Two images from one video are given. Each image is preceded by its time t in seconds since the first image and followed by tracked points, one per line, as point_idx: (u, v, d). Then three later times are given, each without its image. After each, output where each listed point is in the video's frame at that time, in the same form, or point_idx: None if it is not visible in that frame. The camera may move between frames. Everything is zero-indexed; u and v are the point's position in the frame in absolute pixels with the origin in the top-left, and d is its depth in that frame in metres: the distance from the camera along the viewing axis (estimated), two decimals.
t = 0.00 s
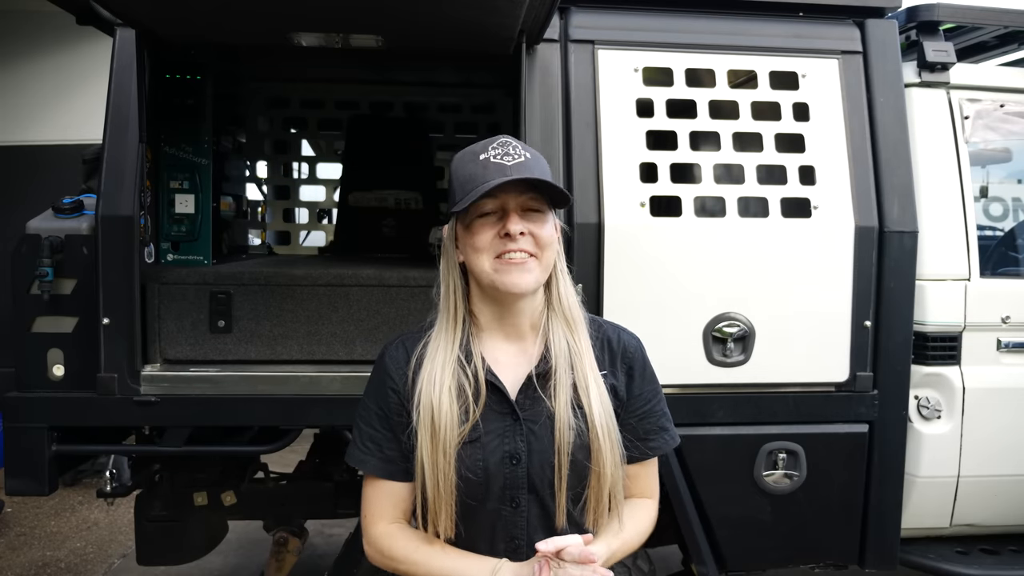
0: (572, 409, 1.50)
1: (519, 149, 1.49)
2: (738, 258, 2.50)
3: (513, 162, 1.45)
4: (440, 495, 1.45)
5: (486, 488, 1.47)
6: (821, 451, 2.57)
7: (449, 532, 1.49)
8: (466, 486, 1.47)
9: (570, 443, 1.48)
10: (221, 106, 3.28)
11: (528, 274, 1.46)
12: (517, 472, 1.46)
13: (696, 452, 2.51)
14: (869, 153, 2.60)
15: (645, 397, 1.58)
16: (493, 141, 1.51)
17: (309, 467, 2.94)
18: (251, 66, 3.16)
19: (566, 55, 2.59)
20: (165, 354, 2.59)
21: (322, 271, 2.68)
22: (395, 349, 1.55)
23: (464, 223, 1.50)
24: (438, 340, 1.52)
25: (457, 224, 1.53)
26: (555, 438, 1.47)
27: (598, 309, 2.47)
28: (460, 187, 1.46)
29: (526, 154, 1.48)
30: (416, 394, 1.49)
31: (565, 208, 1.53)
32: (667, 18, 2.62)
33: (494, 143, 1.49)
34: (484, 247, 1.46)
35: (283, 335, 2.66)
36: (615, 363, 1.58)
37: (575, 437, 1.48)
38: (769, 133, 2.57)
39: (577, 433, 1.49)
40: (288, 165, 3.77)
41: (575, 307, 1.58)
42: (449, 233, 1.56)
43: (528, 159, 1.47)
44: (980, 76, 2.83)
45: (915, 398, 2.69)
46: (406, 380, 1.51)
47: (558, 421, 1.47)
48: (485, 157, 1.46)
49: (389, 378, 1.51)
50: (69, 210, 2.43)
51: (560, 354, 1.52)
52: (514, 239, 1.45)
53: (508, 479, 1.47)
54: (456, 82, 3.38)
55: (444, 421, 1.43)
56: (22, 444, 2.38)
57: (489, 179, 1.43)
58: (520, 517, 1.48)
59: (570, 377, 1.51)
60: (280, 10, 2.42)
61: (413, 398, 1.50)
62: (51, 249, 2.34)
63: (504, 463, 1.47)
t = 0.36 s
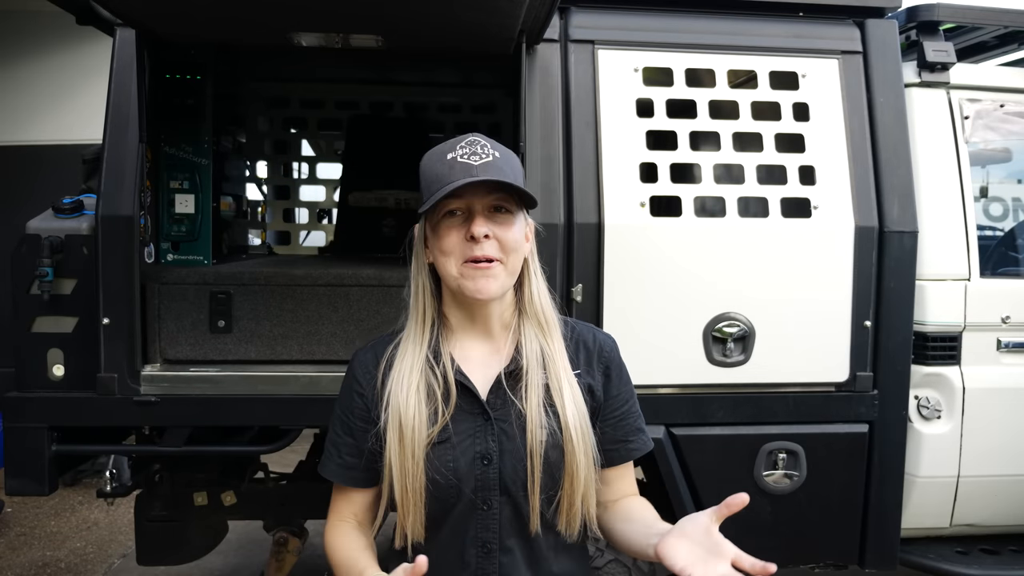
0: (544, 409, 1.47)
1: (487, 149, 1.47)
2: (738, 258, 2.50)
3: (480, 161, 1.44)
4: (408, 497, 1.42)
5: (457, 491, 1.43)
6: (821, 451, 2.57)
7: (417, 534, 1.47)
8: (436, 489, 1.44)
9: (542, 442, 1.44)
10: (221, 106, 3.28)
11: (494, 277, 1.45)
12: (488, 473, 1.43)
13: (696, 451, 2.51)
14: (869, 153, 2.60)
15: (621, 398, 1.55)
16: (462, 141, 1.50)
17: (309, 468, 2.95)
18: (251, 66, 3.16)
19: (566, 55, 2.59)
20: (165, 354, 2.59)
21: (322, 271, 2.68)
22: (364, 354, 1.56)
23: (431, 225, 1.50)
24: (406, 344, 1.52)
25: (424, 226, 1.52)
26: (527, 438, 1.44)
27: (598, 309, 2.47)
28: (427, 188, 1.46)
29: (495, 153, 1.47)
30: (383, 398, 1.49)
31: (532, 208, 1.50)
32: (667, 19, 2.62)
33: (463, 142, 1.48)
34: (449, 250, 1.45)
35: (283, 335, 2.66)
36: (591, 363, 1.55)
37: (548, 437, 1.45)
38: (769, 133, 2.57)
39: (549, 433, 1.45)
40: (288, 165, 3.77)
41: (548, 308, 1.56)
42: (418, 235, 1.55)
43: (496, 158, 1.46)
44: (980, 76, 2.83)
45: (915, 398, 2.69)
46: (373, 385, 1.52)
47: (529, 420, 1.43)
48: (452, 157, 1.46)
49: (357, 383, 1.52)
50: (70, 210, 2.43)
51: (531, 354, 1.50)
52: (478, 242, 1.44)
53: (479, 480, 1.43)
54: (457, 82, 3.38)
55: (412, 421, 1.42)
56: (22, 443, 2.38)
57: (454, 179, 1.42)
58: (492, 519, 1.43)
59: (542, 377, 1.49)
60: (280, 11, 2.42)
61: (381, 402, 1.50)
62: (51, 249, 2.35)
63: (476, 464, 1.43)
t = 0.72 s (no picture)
0: (527, 407, 1.47)
1: (475, 152, 1.48)
2: (738, 257, 2.50)
3: (470, 164, 1.44)
4: (390, 499, 1.43)
5: (440, 492, 1.43)
6: (821, 451, 2.57)
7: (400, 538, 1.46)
8: (419, 490, 1.44)
9: (524, 441, 1.44)
10: (220, 106, 3.28)
11: (485, 279, 1.46)
12: (470, 472, 1.43)
13: (696, 451, 2.51)
14: (869, 153, 2.60)
15: (611, 398, 1.54)
16: (449, 143, 1.49)
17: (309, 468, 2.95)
18: (251, 66, 3.16)
19: (566, 55, 2.58)
20: (165, 354, 2.59)
21: (322, 271, 2.68)
22: (353, 360, 1.57)
23: (419, 226, 1.48)
24: (390, 346, 1.52)
25: (411, 226, 1.51)
26: (508, 437, 1.43)
27: (598, 309, 2.47)
28: (414, 188, 1.45)
29: (483, 156, 1.47)
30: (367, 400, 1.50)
31: (522, 212, 1.52)
32: (667, 18, 2.62)
33: (450, 145, 1.48)
34: (440, 252, 1.45)
35: (282, 335, 2.66)
36: (578, 362, 1.54)
37: (530, 436, 1.44)
38: (769, 133, 2.57)
39: (532, 431, 1.45)
40: (288, 165, 3.77)
41: (531, 309, 1.56)
42: (400, 237, 1.53)
43: (484, 161, 1.46)
44: (980, 76, 2.83)
45: (915, 398, 2.69)
46: (359, 388, 1.53)
47: (510, 418, 1.43)
48: (441, 159, 1.45)
49: (344, 387, 1.54)
50: (70, 210, 2.43)
51: (514, 353, 1.50)
52: (470, 244, 1.44)
53: (461, 480, 1.43)
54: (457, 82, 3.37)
55: (392, 422, 1.43)
56: (23, 444, 2.38)
57: (445, 181, 1.42)
58: (475, 520, 1.43)
59: (525, 376, 1.49)
60: (281, 11, 2.42)
61: (365, 404, 1.51)
62: (51, 249, 2.34)
63: (457, 463, 1.43)
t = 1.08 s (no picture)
0: (523, 405, 1.47)
1: (470, 149, 1.47)
2: (738, 257, 2.50)
3: (464, 161, 1.44)
4: (388, 500, 1.43)
5: (437, 492, 1.43)
6: (821, 451, 2.57)
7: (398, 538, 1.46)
8: (416, 490, 1.44)
9: (520, 439, 1.44)
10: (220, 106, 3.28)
11: (479, 272, 1.45)
12: (466, 472, 1.43)
13: (696, 451, 2.51)
14: (869, 153, 2.60)
15: (608, 395, 1.54)
16: (444, 141, 1.49)
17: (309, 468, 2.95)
18: (252, 66, 3.16)
19: (566, 55, 2.58)
20: (165, 354, 2.59)
21: (322, 271, 2.68)
22: (350, 362, 1.57)
23: (413, 222, 1.49)
24: (386, 346, 1.53)
25: (405, 223, 1.52)
26: (504, 436, 1.44)
27: (598, 309, 2.48)
28: (410, 186, 1.44)
29: (478, 153, 1.47)
30: (364, 401, 1.50)
31: (517, 208, 1.52)
32: (667, 19, 2.62)
33: (446, 142, 1.47)
34: (433, 246, 1.45)
35: (283, 335, 2.66)
36: (573, 360, 1.54)
37: (526, 435, 1.44)
38: (769, 133, 2.57)
39: (528, 430, 1.45)
40: (288, 165, 3.77)
41: (526, 307, 1.56)
42: (396, 233, 1.54)
43: (480, 158, 1.45)
44: (981, 76, 2.83)
45: (915, 398, 2.69)
46: (356, 390, 1.53)
47: (506, 417, 1.43)
48: (436, 156, 1.45)
49: (340, 389, 1.54)
50: (70, 210, 2.43)
51: (509, 352, 1.50)
52: (464, 238, 1.45)
53: (458, 479, 1.43)
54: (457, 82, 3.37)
55: (388, 423, 1.43)
56: (23, 444, 2.38)
57: (440, 177, 1.41)
58: (473, 520, 1.43)
59: (521, 374, 1.49)
60: (282, 11, 2.42)
61: (362, 406, 1.51)
62: (51, 249, 2.34)
63: (454, 463, 1.43)
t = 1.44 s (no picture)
0: (527, 406, 1.47)
1: (474, 149, 1.47)
2: (738, 257, 2.50)
3: (468, 162, 1.44)
4: (392, 501, 1.43)
5: (441, 493, 1.43)
6: (821, 451, 2.57)
7: (403, 537, 1.47)
8: (421, 491, 1.44)
9: (523, 441, 1.44)
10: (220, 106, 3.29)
11: (482, 274, 1.45)
12: (470, 473, 1.43)
13: (696, 451, 2.51)
14: (869, 153, 2.60)
15: (610, 396, 1.54)
16: (448, 141, 1.49)
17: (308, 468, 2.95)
18: (252, 66, 3.16)
19: (566, 55, 2.59)
20: (165, 354, 2.59)
21: (322, 271, 2.68)
22: (354, 362, 1.57)
23: (416, 223, 1.48)
24: (390, 346, 1.53)
25: (408, 223, 1.52)
26: (508, 437, 1.44)
27: (598, 308, 2.48)
28: (414, 186, 1.44)
29: (481, 154, 1.47)
30: (369, 402, 1.50)
31: (521, 210, 1.52)
32: (666, 19, 2.62)
33: (449, 143, 1.48)
34: (436, 247, 1.45)
35: (283, 335, 2.66)
36: (576, 360, 1.54)
37: (529, 437, 1.44)
38: (769, 133, 2.57)
39: (532, 431, 1.45)
40: (288, 165, 3.77)
41: (529, 307, 1.56)
42: (399, 233, 1.54)
43: (483, 159, 1.46)
44: (980, 76, 2.83)
45: (915, 398, 2.69)
46: (361, 391, 1.53)
47: (510, 418, 1.43)
48: (439, 157, 1.45)
49: (345, 390, 1.54)
50: (70, 210, 2.43)
51: (512, 353, 1.49)
52: (467, 239, 1.44)
53: (462, 481, 1.43)
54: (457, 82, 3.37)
55: (393, 425, 1.43)
56: (23, 444, 2.38)
57: (444, 178, 1.41)
58: (477, 520, 1.43)
59: (524, 376, 1.48)
60: (281, 11, 2.42)
61: (367, 407, 1.51)
62: (51, 249, 2.34)
63: (458, 465, 1.43)
